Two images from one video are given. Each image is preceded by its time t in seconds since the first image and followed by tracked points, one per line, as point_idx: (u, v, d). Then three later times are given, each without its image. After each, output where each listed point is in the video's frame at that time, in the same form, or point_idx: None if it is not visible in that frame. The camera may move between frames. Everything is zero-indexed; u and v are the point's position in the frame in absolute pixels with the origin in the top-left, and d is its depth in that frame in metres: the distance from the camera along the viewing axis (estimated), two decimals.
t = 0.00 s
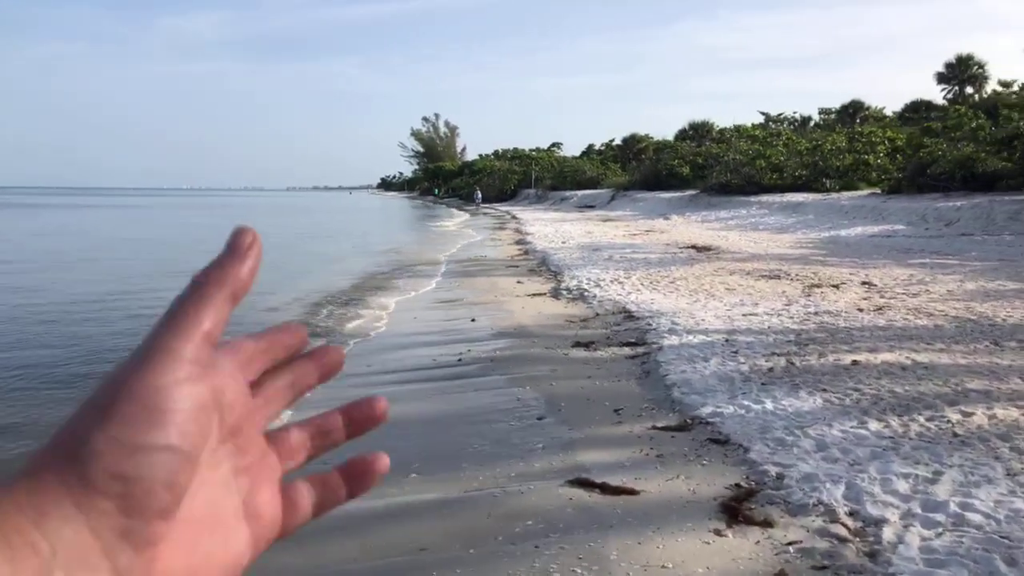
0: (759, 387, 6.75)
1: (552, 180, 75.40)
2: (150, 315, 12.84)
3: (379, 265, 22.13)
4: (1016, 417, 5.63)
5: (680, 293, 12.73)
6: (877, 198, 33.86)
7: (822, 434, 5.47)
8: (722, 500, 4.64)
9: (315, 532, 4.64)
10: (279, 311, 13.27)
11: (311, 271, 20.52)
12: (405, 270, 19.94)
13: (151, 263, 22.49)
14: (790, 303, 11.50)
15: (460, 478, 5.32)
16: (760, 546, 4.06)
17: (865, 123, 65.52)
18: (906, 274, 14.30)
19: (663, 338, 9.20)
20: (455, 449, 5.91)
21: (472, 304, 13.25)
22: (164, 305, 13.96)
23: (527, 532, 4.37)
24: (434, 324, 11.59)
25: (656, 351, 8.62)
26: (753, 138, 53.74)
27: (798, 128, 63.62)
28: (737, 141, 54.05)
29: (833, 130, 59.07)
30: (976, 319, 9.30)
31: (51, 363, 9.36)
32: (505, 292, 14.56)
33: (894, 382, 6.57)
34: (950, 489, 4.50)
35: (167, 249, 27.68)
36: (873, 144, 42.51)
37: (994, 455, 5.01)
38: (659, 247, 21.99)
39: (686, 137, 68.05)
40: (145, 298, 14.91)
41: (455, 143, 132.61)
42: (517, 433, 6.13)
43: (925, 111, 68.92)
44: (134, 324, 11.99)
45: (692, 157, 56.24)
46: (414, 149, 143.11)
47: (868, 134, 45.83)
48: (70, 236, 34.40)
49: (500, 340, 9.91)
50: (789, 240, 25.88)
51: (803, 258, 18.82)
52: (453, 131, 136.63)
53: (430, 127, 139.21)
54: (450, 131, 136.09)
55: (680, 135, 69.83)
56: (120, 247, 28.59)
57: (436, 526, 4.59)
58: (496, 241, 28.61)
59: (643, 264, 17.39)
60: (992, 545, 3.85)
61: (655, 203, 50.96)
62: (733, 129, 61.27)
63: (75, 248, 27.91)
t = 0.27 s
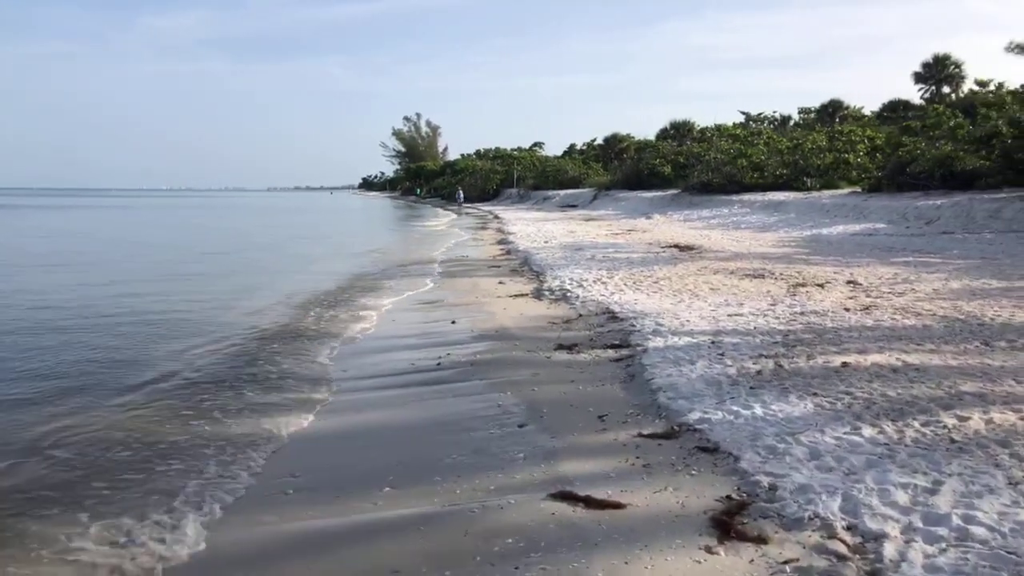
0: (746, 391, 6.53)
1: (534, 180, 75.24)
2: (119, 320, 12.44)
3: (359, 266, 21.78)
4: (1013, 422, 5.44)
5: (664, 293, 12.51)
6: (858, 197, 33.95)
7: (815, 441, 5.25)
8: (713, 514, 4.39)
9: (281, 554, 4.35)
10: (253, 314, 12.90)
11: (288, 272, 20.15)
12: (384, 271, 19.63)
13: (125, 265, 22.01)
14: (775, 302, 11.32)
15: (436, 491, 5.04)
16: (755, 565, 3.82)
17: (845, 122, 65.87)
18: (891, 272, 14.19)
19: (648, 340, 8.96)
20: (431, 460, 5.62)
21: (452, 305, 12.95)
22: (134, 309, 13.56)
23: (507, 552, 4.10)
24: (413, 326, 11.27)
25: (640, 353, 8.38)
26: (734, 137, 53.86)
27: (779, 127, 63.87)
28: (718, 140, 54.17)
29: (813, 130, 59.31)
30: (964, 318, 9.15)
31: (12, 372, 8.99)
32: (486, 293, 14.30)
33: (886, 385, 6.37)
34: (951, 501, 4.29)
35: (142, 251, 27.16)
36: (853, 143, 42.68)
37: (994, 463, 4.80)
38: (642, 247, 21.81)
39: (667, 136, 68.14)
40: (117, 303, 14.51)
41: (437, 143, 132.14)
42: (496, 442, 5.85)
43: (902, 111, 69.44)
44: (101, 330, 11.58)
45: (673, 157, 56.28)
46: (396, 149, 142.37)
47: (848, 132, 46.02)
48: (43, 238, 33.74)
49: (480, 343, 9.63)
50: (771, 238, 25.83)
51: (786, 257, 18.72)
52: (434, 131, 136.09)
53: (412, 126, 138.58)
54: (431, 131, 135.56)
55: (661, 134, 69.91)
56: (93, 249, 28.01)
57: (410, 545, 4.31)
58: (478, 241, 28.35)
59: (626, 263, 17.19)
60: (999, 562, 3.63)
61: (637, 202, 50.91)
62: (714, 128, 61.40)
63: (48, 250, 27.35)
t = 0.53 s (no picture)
0: (755, 401, 6.24)
1: (534, 179, 74.96)
2: (110, 323, 12.16)
3: (357, 266, 21.52)
4: None
5: (666, 295, 12.23)
6: (860, 196, 33.66)
7: (829, 456, 4.98)
8: (723, 538, 4.12)
9: None
10: (246, 316, 12.62)
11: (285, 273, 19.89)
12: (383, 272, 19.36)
13: (120, 266, 21.73)
14: (781, 306, 11.04)
15: (429, 510, 4.77)
16: None
17: (846, 121, 65.56)
18: (898, 274, 13.91)
19: (651, 345, 8.68)
20: (425, 475, 5.35)
21: (450, 308, 12.67)
22: (127, 312, 13.28)
23: None
24: (410, 330, 10.99)
25: (643, 359, 8.10)
26: (736, 136, 53.57)
27: (780, 127, 63.57)
28: (719, 139, 53.87)
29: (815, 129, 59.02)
30: (977, 323, 8.88)
31: None
32: (485, 295, 14.03)
33: (901, 395, 6.09)
34: (979, 525, 4.01)
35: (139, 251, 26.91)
36: (856, 142, 42.38)
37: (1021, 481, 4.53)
38: (644, 248, 21.53)
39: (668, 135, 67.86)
40: (109, 304, 14.23)
41: (437, 142, 131.87)
42: (494, 456, 5.58)
43: (904, 111, 69.11)
44: (91, 334, 11.30)
45: (675, 156, 56.01)
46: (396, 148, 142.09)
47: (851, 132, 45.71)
48: (39, 238, 33.52)
49: (478, 348, 9.35)
50: (774, 239, 25.56)
51: (790, 258, 18.43)
52: (435, 130, 135.80)
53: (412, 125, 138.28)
54: (431, 130, 135.24)
55: (663, 133, 69.62)
56: (89, 249, 27.74)
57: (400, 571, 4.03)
58: (477, 241, 28.10)
59: (628, 264, 16.92)
60: None
61: (638, 202, 50.64)
62: (715, 128, 61.12)
63: (43, 250, 27.08)
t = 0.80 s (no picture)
0: (770, 410, 5.96)
1: (534, 180, 74.72)
2: (102, 324, 11.87)
3: (356, 266, 21.23)
4: None
5: (671, 298, 11.95)
6: (863, 199, 33.40)
7: (853, 471, 4.70)
8: (745, 561, 3.84)
9: None
10: (241, 318, 12.33)
11: (283, 273, 19.61)
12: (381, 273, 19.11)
13: (114, 266, 21.42)
14: (790, 310, 10.76)
15: (428, 527, 4.48)
16: None
17: (847, 123, 65.30)
18: (907, 277, 13.65)
19: (657, 350, 8.39)
20: (424, 488, 5.07)
21: (450, 310, 12.39)
22: (119, 313, 12.98)
23: None
24: (409, 332, 10.70)
25: (650, 365, 7.82)
26: (737, 138, 53.34)
27: (782, 129, 63.34)
28: (721, 140, 53.61)
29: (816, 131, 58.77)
30: (994, 328, 8.60)
31: None
32: (486, 297, 13.77)
33: (924, 405, 5.80)
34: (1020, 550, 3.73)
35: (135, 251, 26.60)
36: (858, 144, 42.10)
37: None
38: (646, 249, 21.24)
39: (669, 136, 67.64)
40: (103, 305, 13.94)
41: (437, 143, 131.62)
42: (496, 468, 5.30)
43: (905, 113, 68.85)
44: (83, 335, 11.03)
45: (676, 157, 55.76)
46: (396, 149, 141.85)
47: (853, 133, 45.48)
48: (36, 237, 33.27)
49: (479, 352, 9.06)
50: (777, 241, 25.30)
51: (795, 260, 18.17)
52: (434, 131, 135.56)
53: (412, 126, 138.05)
54: (431, 131, 135.01)
55: (663, 134, 69.37)
56: (85, 249, 27.41)
57: None
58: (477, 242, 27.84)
59: (631, 266, 16.67)
60: None
61: (638, 203, 50.38)
62: (717, 129, 60.88)
63: (38, 250, 26.77)
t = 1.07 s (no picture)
0: (788, 420, 5.71)
1: (535, 179, 74.48)
2: (98, 327, 11.61)
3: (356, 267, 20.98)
4: None
5: (678, 301, 11.70)
6: (867, 199, 33.14)
7: (880, 488, 4.46)
8: None
9: None
10: (239, 321, 12.08)
11: (282, 275, 19.39)
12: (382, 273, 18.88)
13: (112, 267, 21.17)
14: (800, 313, 10.52)
15: (432, 548, 4.24)
16: None
17: (849, 123, 65.05)
18: (917, 279, 13.41)
19: (667, 356, 8.14)
20: (428, 504, 4.83)
21: (452, 313, 12.14)
22: (116, 315, 12.73)
23: None
24: (410, 335, 10.45)
25: (660, 371, 7.57)
26: (739, 137, 53.07)
27: (784, 128, 63.07)
28: (722, 140, 53.37)
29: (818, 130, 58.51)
30: (1013, 333, 8.36)
31: None
32: (489, 299, 13.55)
33: (949, 415, 5.56)
34: None
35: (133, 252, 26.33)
36: (861, 143, 41.83)
37: None
38: (650, 250, 20.99)
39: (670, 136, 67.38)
40: (99, 307, 13.69)
41: (438, 143, 131.39)
42: (503, 482, 5.06)
43: (907, 112, 68.58)
44: (78, 338, 10.81)
45: (677, 157, 55.51)
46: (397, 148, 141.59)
47: (856, 133, 45.22)
48: (36, 237, 33.07)
49: (483, 357, 8.82)
50: (781, 241, 25.06)
51: (802, 261, 17.93)
52: (435, 131, 135.31)
53: (412, 126, 137.81)
54: (432, 131, 134.72)
55: (665, 134, 69.13)
56: (83, 249, 27.16)
57: None
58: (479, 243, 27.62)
59: (635, 267, 16.44)
60: None
61: (640, 203, 50.15)
62: (718, 128, 60.63)
63: (36, 251, 26.52)
